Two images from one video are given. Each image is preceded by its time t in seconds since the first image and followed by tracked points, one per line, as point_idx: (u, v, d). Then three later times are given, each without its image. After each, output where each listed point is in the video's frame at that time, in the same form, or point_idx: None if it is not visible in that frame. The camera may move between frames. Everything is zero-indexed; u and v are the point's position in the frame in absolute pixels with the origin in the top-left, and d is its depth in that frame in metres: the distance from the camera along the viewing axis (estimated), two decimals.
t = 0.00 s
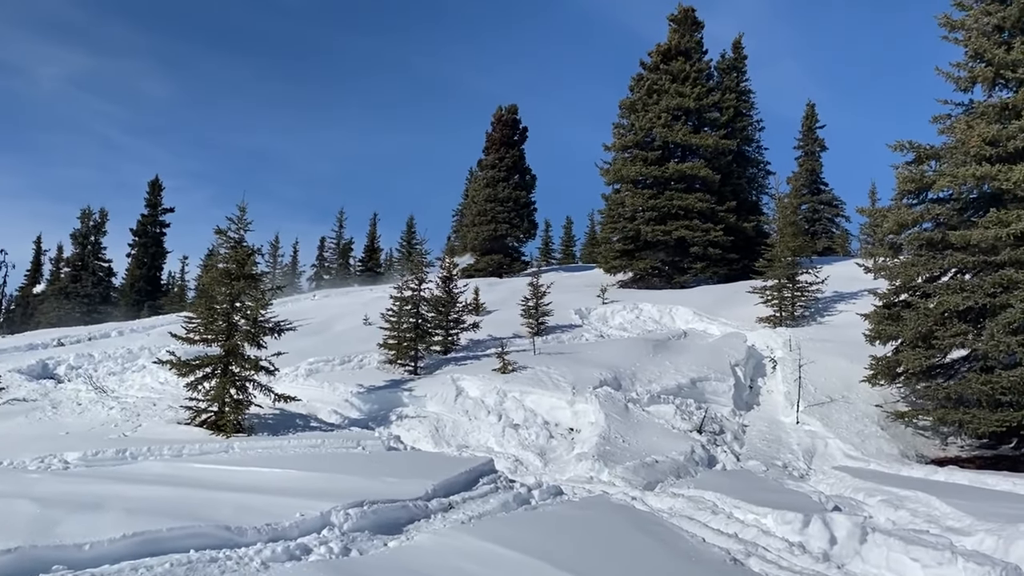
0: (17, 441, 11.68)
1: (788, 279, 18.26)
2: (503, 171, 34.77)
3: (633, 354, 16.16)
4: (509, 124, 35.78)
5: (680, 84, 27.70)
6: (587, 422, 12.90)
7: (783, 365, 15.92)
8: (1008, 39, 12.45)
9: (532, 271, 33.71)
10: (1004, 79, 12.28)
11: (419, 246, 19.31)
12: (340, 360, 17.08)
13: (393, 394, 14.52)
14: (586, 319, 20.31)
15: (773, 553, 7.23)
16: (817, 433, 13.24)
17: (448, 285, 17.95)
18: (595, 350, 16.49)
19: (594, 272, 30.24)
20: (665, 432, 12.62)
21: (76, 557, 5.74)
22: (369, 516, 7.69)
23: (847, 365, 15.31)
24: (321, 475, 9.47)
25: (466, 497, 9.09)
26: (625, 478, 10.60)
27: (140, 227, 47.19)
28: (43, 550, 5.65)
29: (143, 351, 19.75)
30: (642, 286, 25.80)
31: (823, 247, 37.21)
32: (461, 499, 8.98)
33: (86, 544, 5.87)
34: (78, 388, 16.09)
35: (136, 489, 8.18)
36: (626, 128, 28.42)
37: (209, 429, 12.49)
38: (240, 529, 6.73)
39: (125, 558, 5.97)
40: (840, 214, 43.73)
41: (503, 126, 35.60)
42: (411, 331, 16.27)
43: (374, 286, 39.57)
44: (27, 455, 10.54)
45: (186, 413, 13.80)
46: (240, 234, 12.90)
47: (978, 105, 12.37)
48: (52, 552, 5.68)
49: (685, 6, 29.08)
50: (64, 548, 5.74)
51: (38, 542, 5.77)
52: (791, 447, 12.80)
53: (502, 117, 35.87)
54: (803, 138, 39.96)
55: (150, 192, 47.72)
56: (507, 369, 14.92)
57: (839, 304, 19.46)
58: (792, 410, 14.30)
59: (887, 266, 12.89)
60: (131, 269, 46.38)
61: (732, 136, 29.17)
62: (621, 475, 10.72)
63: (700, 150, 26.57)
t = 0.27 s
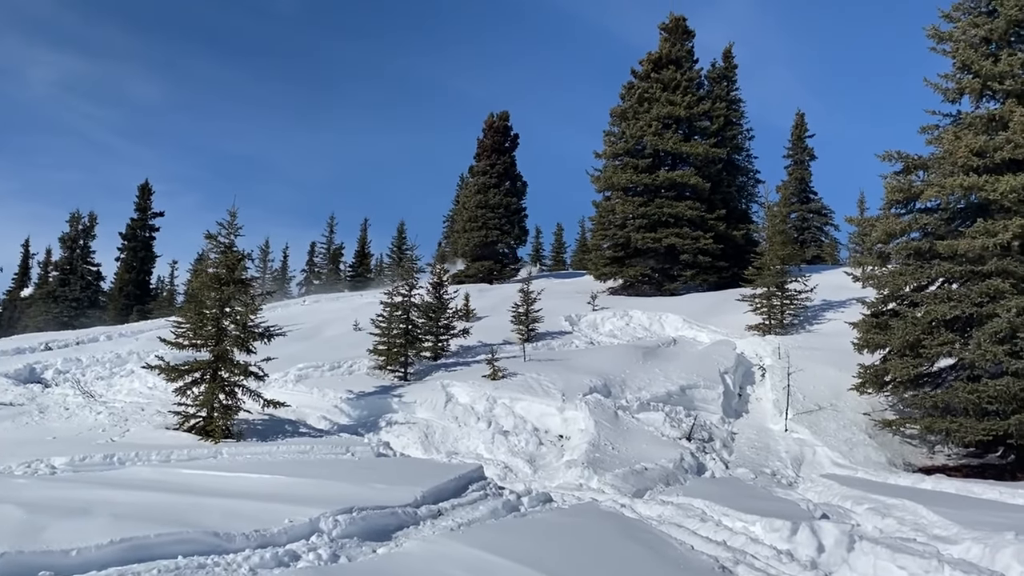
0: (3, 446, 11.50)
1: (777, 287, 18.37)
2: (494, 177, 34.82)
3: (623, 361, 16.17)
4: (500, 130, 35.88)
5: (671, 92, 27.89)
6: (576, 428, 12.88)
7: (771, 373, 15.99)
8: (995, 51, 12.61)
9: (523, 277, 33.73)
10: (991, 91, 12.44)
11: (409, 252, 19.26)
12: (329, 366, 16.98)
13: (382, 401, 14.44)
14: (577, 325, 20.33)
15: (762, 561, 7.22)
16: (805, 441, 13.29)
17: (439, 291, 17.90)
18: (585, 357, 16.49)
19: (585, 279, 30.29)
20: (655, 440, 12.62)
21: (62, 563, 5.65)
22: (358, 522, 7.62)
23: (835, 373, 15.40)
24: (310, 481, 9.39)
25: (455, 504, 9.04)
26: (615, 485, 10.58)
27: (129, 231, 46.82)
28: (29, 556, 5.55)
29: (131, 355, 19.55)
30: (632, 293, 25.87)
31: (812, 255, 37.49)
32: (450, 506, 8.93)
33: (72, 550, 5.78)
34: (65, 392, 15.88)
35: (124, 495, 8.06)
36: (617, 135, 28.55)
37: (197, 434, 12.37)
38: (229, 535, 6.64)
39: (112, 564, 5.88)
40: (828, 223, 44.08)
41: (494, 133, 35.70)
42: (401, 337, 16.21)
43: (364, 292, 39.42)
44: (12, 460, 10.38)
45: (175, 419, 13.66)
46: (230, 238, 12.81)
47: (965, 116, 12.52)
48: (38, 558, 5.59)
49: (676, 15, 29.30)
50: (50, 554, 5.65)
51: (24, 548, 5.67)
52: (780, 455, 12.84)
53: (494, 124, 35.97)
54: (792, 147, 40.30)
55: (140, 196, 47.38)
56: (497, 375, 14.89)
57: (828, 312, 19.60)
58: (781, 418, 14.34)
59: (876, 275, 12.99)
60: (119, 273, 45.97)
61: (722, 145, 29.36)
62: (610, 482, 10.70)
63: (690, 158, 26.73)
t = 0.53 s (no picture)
0: None
1: (765, 294, 18.46)
2: (484, 183, 34.83)
3: (612, 367, 16.16)
4: (491, 136, 35.94)
5: (661, 99, 28.07)
6: (565, 435, 12.85)
7: (759, 380, 16.05)
8: (981, 61, 12.78)
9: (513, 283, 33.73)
10: (977, 101, 12.59)
11: (399, 257, 19.19)
12: (318, 371, 16.86)
13: (370, 406, 14.34)
14: (566, 331, 20.32)
15: (749, 568, 7.17)
16: (793, 448, 13.34)
17: (428, 296, 17.84)
18: (574, 363, 16.47)
19: (574, 285, 30.32)
20: (644, 446, 12.61)
21: (46, 570, 5.56)
22: (346, 529, 7.54)
23: (823, 380, 15.48)
24: (297, 487, 9.29)
25: (443, 511, 8.97)
26: (603, 492, 10.55)
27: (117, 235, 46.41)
28: (13, 562, 5.46)
29: (118, 360, 19.32)
30: (622, 300, 25.92)
31: (800, 262, 37.75)
32: (438, 512, 8.86)
33: (57, 556, 5.70)
34: (50, 397, 15.66)
35: (109, 500, 7.93)
36: (607, 142, 28.67)
37: (184, 440, 12.22)
38: (216, 541, 6.56)
39: (97, 570, 5.79)
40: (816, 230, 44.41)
41: (484, 138, 35.76)
42: (390, 342, 16.12)
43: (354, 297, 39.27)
44: None
45: (162, 423, 13.49)
46: (219, 242, 12.70)
47: (952, 125, 12.66)
48: (22, 564, 5.50)
49: (666, 23, 29.51)
50: (35, 560, 5.57)
51: (8, 554, 5.58)
52: (768, 462, 12.87)
53: (484, 129, 36.03)
54: (781, 155, 40.61)
55: (128, 200, 46.94)
56: (486, 381, 14.83)
57: (816, 319, 19.71)
58: (769, 424, 14.39)
59: (863, 283, 13.08)
60: (106, 277, 45.56)
61: (711, 152, 29.53)
62: (598, 488, 10.67)
63: (680, 165, 26.86)
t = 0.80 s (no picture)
0: None
1: (753, 300, 18.55)
2: (474, 187, 34.82)
3: (601, 372, 16.16)
4: (480, 141, 35.97)
5: (650, 105, 28.20)
6: (554, 439, 12.82)
7: (747, 385, 16.12)
8: (967, 69, 12.94)
9: (502, 288, 33.71)
10: (963, 108, 12.74)
11: (388, 261, 19.12)
12: (306, 375, 16.73)
13: (358, 411, 14.24)
14: (555, 336, 20.31)
15: (736, 572, 7.13)
16: (781, 453, 13.39)
17: (417, 301, 17.78)
18: (563, 368, 16.47)
19: (564, 290, 30.34)
20: (632, 451, 12.61)
21: None
22: (334, 534, 7.47)
23: (810, 385, 15.56)
24: (285, 492, 9.19)
25: (431, 516, 8.91)
26: (591, 497, 10.53)
27: (105, 239, 45.99)
28: None
29: (105, 364, 19.08)
30: (611, 304, 25.97)
31: (788, 268, 38.00)
32: (426, 518, 8.79)
33: (42, 562, 5.61)
34: (35, 401, 15.43)
35: (94, 505, 7.82)
36: (596, 147, 28.78)
37: (171, 444, 12.08)
38: (202, 546, 6.47)
39: None
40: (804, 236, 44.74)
41: (474, 143, 35.77)
42: (378, 347, 16.03)
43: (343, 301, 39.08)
44: None
45: (149, 428, 13.33)
46: (207, 246, 12.59)
47: (939, 132, 12.80)
48: (6, 570, 5.41)
49: (655, 29, 29.68)
50: (19, 565, 5.48)
51: None
52: (756, 467, 12.91)
53: (474, 134, 36.06)
54: (769, 161, 40.92)
55: (116, 204, 46.52)
56: (475, 386, 14.78)
57: (803, 325, 19.83)
58: (757, 429, 14.44)
59: (850, 288, 13.18)
60: (93, 280, 45.13)
61: (700, 158, 29.69)
62: (587, 493, 10.64)
63: (669, 171, 26.99)
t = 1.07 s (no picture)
0: None
1: (741, 304, 18.63)
2: (463, 191, 34.78)
3: (589, 376, 16.15)
4: (469, 144, 35.97)
5: (639, 110, 28.32)
6: (542, 443, 12.79)
7: (735, 389, 16.18)
8: (953, 75, 13.10)
9: (491, 291, 33.70)
10: (949, 114, 12.88)
11: (377, 264, 19.03)
12: (293, 379, 16.59)
13: (346, 415, 14.13)
14: (544, 340, 20.30)
15: None
16: (768, 457, 13.44)
17: (405, 304, 17.71)
18: (551, 372, 16.45)
19: (552, 294, 30.36)
20: (620, 455, 12.61)
21: None
22: (321, 539, 7.39)
23: (797, 389, 15.65)
24: (271, 497, 9.09)
25: (419, 520, 8.84)
26: (579, 501, 10.50)
27: (91, 241, 45.52)
28: None
29: (90, 367, 18.83)
30: (599, 308, 26.01)
31: (776, 272, 38.24)
32: (414, 522, 8.73)
33: (26, 568, 5.53)
34: (19, 405, 15.19)
35: (79, 510, 7.70)
36: (585, 151, 28.86)
37: (157, 449, 11.93)
38: (188, 551, 6.39)
39: None
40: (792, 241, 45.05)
41: (463, 146, 35.77)
42: (367, 350, 15.94)
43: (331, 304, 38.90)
44: None
45: (135, 432, 13.16)
46: (194, 248, 12.45)
47: (925, 138, 12.94)
48: None
49: (644, 34, 29.84)
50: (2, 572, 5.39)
51: None
52: (743, 470, 12.96)
53: (463, 138, 36.04)
54: (757, 166, 41.18)
55: (102, 206, 46.06)
56: (464, 390, 14.72)
57: (790, 329, 19.94)
58: (744, 433, 14.50)
59: (837, 293, 13.28)
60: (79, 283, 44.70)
61: (688, 163, 29.82)
62: (575, 497, 10.62)
63: (657, 175, 27.10)
